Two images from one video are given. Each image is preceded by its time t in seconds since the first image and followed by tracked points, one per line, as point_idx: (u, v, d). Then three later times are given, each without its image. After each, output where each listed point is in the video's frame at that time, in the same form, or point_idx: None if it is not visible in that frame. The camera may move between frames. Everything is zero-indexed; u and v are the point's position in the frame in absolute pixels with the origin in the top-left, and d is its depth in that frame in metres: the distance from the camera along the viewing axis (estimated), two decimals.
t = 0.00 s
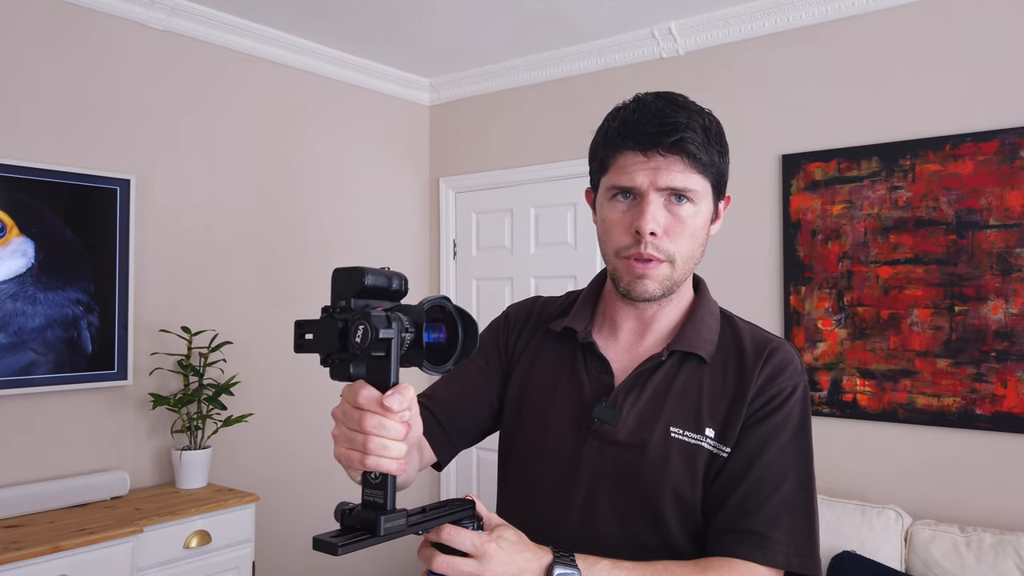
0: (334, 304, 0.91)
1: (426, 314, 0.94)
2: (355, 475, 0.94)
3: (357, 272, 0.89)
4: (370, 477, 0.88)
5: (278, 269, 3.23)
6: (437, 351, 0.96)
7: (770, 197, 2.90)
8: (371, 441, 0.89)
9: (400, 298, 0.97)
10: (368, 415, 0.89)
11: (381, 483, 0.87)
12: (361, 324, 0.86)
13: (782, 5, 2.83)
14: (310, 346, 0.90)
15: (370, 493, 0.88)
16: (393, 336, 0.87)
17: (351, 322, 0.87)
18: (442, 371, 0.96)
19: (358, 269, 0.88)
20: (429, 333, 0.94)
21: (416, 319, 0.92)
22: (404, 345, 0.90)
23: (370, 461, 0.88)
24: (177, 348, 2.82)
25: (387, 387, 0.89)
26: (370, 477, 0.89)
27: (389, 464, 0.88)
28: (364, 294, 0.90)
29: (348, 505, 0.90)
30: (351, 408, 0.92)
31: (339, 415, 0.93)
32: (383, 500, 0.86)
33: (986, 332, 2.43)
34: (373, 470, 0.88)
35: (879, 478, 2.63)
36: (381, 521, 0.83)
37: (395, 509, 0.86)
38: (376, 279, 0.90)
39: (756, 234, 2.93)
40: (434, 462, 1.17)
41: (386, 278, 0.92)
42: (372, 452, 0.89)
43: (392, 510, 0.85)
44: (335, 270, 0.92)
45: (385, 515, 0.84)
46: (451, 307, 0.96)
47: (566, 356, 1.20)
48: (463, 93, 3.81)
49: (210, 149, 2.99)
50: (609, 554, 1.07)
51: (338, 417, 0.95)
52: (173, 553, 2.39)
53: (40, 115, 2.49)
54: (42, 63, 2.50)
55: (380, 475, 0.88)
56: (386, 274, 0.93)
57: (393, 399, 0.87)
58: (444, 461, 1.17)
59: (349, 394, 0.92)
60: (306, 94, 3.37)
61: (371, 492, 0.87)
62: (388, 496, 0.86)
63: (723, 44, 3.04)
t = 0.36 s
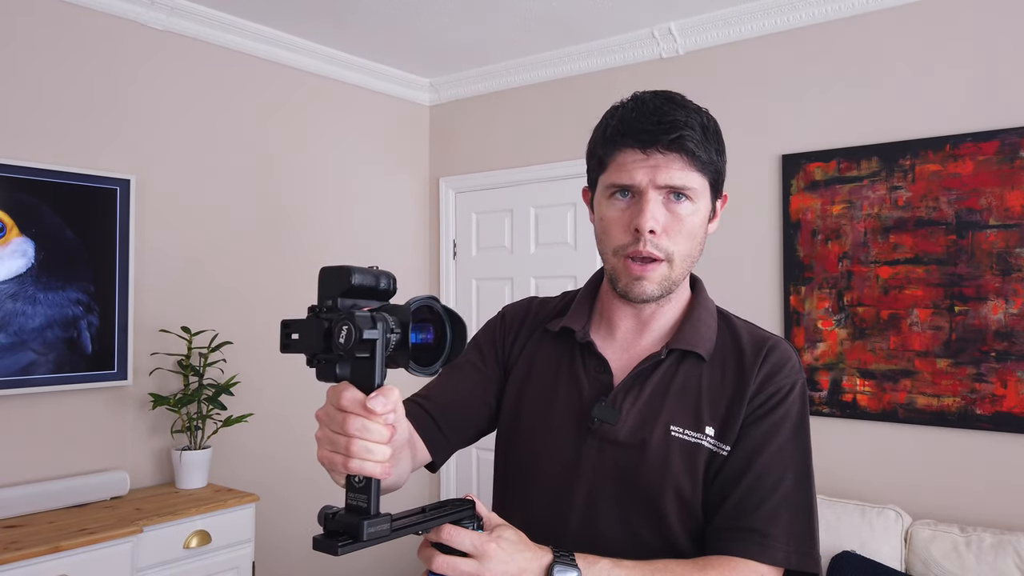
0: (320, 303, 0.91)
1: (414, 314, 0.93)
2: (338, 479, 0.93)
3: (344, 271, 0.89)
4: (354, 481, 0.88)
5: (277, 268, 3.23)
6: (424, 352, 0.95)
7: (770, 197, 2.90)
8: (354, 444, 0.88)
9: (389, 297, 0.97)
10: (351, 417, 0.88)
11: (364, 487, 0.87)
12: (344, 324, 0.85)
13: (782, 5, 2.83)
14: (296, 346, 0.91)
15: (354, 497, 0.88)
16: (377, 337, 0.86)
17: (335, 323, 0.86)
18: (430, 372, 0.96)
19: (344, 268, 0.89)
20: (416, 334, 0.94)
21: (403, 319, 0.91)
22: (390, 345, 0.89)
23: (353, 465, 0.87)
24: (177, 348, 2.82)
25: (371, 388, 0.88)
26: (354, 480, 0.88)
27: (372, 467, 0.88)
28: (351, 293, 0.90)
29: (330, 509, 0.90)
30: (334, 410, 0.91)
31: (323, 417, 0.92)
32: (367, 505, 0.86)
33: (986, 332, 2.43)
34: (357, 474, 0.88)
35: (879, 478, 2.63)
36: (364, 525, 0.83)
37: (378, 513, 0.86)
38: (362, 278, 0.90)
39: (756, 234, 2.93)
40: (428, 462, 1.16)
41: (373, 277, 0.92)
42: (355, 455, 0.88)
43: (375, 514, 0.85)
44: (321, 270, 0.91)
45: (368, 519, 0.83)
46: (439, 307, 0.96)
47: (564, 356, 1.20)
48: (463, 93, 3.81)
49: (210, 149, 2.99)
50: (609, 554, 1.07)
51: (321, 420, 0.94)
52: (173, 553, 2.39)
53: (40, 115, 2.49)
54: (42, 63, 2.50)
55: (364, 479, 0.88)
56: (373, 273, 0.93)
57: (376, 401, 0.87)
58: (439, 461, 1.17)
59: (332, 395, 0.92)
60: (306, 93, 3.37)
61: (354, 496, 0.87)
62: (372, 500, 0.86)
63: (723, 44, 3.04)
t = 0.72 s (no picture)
0: (302, 303, 0.90)
1: (395, 315, 0.93)
2: (315, 483, 0.92)
3: (326, 270, 0.88)
4: (331, 486, 0.87)
5: (277, 268, 3.23)
6: (406, 352, 0.95)
7: (770, 197, 2.90)
8: (330, 447, 0.88)
9: (373, 296, 0.97)
10: (326, 421, 0.87)
11: (342, 492, 0.86)
12: (322, 326, 0.85)
13: (782, 5, 2.83)
14: (277, 346, 0.90)
15: (331, 502, 0.87)
16: (355, 338, 0.85)
17: (313, 323, 0.86)
18: (411, 373, 0.96)
19: (327, 267, 0.88)
20: (398, 334, 0.93)
21: (383, 320, 0.91)
22: (369, 347, 0.88)
23: (330, 469, 0.87)
24: (177, 348, 2.82)
25: (349, 391, 0.87)
26: (331, 485, 0.87)
27: (350, 472, 0.87)
28: (332, 293, 0.90)
29: (306, 517, 0.89)
30: (309, 413, 0.90)
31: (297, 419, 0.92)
32: (345, 510, 0.85)
33: (986, 332, 2.43)
34: (335, 479, 0.87)
35: (879, 478, 2.63)
36: (340, 531, 0.82)
37: (355, 519, 0.85)
38: (345, 277, 0.89)
39: (755, 234, 2.93)
40: (426, 462, 1.16)
41: (356, 277, 0.92)
42: (332, 459, 0.87)
43: (352, 520, 0.84)
44: (304, 269, 0.91)
45: (344, 525, 0.83)
46: (422, 307, 0.96)
47: (564, 356, 1.20)
48: (463, 93, 3.82)
49: (210, 149, 2.99)
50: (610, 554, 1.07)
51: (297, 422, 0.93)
52: (173, 553, 2.39)
53: (39, 115, 2.49)
54: (42, 63, 2.50)
55: (341, 483, 0.87)
56: (354, 272, 0.92)
57: (353, 403, 0.86)
58: (436, 461, 1.16)
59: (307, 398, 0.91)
60: (306, 93, 3.37)
61: (331, 501, 0.86)
62: (349, 505, 0.85)
63: (723, 44, 3.04)
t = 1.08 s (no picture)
0: (300, 303, 0.90)
1: (393, 314, 0.93)
2: (313, 484, 0.92)
3: (324, 270, 0.88)
4: (329, 487, 0.87)
5: (277, 268, 3.23)
6: (404, 352, 0.95)
7: (769, 196, 2.90)
8: (328, 448, 0.88)
9: (372, 295, 0.97)
10: (324, 422, 0.88)
11: (340, 493, 0.86)
12: (319, 326, 0.85)
13: (782, 5, 2.83)
14: (277, 346, 0.90)
15: (329, 503, 0.87)
16: (353, 338, 0.85)
17: (311, 324, 0.86)
18: (411, 372, 0.96)
19: (324, 267, 0.88)
20: (397, 334, 0.93)
21: (381, 319, 0.90)
22: (367, 346, 0.88)
23: (327, 470, 0.87)
24: (177, 348, 2.82)
25: (347, 391, 0.87)
26: (329, 487, 0.87)
27: (348, 473, 0.87)
28: (331, 293, 0.90)
29: (305, 516, 0.89)
30: (307, 413, 0.90)
31: (295, 420, 0.92)
32: (343, 511, 0.85)
33: (986, 332, 2.43)
34: (333, 480, 0.87)
35: (878, 478, 2.63)
36: (339, 533, 0.82)
37: (355, 519, 0.85)
38: (343, 277, 0.89)
39: (755, 234, 2.93)
40: (424, 461, 1.16)
41: (354, 276, 0.92)
42: (330, 460, 0.87)
43: (350, 521, 0.84)
44: (302, 268, 0.91)
45: (342, 527, 0.83)
46: (421, 306, 0.96)
47: (563, 356, 1.20)
48: (463, 93, 3.82)
49: (210, 149, 2.99)
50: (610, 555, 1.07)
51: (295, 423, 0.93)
52: (173, 553, 2.39)
53: (40, 115, 2.49)
54: (42, 63, 2.50)
55: (338, 484, 0.87)
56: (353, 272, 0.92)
57: (352, 404, 0.86)
58: (435, 460, 1.16)
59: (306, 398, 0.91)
60: (306, 93, 3.37)
61: (329, 503, 0.86)
62: (348, 506, 0.85)
63: (723, 44, 3.04)
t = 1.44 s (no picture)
0: (296, 304, 0.91)
1: (391, 316, 0.93)
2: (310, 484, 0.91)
3: (319, 272, 0.89)
4: (328, 489, 0.87)
5: (277, 268, 3.23)
6: (401, 353, 0.94)
7: (769, 196, 2.90)
8: (327, 452, 0.86)
9: (367, 297, 0.97)
10: (322, 424, 0.86)
11: (338, 495, 0.86)
12: (316, 328, 0.85)
13: (782, 5, 2.83)
14: (271, 348, 0.91)
15: (327, 505, 0.87)
16: (350, 339, 0.85)
17: (308, 325, 0.86)
18: (408, 375, 0.95)
19: (320, 269, 0.89)
20: (393, 336, 0.93)
21: (379, 321, 0.90)
22: (364, 348, 0.88)
23: (327, 474, 0.86)
24: (177, 348, 2.82)
25: (346, 395, 0.87)
26: (328, 489, 0.87)
27: (348, 475, 0.86)
28: (327, 294, 0.90)
29: (303, 519, 0.89)
30: (305, 415, 0.89)
31: (293, 422, 0.90)
32: (341, 512, 0.85)
33: (986, 332, 2.43)
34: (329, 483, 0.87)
35: (878, 478, 2.63)
36: (338, 535, 0.82)
37: (354, 521, 0.85)
38: (338, 279, 0.90)
39: (756, 234, 2.93)
40: (416, 458, 1.16)
41: (350, 278, 0.92)
42: (330, 464, 0.86)
43: (350, 523, 0.85)
44: (298, 269, 0.91)
45: (342, 529, 0.83)
46: (417, 308, 0.96)
47: (559, 356, 1.20)
48: (463, 93, 3.82)
49: (210, 149, 2.99)
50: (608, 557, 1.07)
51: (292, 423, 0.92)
52: (173, 553, 2.39)
53: (40, 115, 2.49)
54: (42, 63, 2.50)
55: (337, 487, 0.86)
56: (349, 273, 0.93)
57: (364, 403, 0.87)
58: (428, 461, 1.16)
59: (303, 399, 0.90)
60: (305, 93, 3.37)
61: (327, 504, 0.86)
62: (346, 508, 0.85)
63: (723, 45, 3.04)
